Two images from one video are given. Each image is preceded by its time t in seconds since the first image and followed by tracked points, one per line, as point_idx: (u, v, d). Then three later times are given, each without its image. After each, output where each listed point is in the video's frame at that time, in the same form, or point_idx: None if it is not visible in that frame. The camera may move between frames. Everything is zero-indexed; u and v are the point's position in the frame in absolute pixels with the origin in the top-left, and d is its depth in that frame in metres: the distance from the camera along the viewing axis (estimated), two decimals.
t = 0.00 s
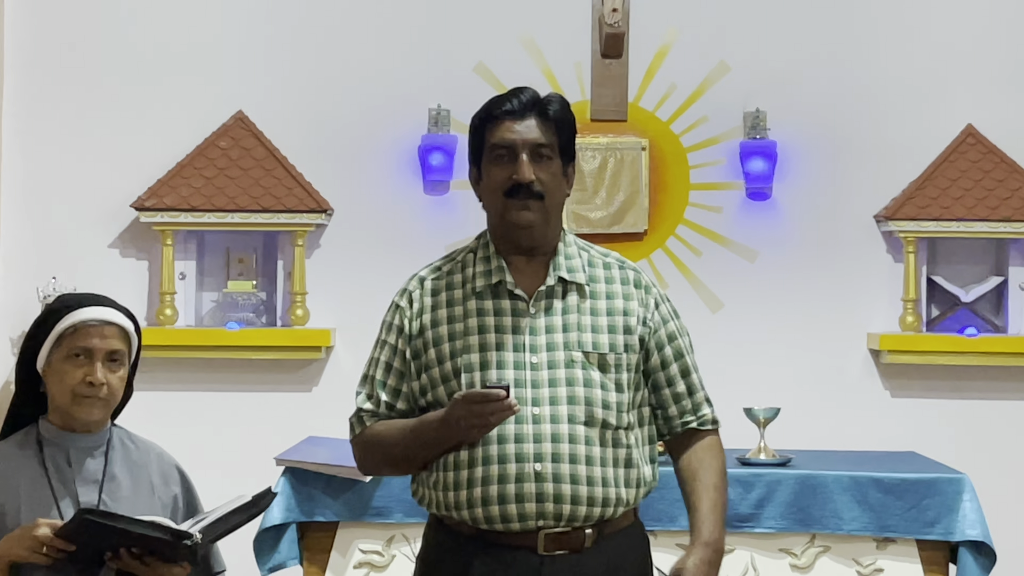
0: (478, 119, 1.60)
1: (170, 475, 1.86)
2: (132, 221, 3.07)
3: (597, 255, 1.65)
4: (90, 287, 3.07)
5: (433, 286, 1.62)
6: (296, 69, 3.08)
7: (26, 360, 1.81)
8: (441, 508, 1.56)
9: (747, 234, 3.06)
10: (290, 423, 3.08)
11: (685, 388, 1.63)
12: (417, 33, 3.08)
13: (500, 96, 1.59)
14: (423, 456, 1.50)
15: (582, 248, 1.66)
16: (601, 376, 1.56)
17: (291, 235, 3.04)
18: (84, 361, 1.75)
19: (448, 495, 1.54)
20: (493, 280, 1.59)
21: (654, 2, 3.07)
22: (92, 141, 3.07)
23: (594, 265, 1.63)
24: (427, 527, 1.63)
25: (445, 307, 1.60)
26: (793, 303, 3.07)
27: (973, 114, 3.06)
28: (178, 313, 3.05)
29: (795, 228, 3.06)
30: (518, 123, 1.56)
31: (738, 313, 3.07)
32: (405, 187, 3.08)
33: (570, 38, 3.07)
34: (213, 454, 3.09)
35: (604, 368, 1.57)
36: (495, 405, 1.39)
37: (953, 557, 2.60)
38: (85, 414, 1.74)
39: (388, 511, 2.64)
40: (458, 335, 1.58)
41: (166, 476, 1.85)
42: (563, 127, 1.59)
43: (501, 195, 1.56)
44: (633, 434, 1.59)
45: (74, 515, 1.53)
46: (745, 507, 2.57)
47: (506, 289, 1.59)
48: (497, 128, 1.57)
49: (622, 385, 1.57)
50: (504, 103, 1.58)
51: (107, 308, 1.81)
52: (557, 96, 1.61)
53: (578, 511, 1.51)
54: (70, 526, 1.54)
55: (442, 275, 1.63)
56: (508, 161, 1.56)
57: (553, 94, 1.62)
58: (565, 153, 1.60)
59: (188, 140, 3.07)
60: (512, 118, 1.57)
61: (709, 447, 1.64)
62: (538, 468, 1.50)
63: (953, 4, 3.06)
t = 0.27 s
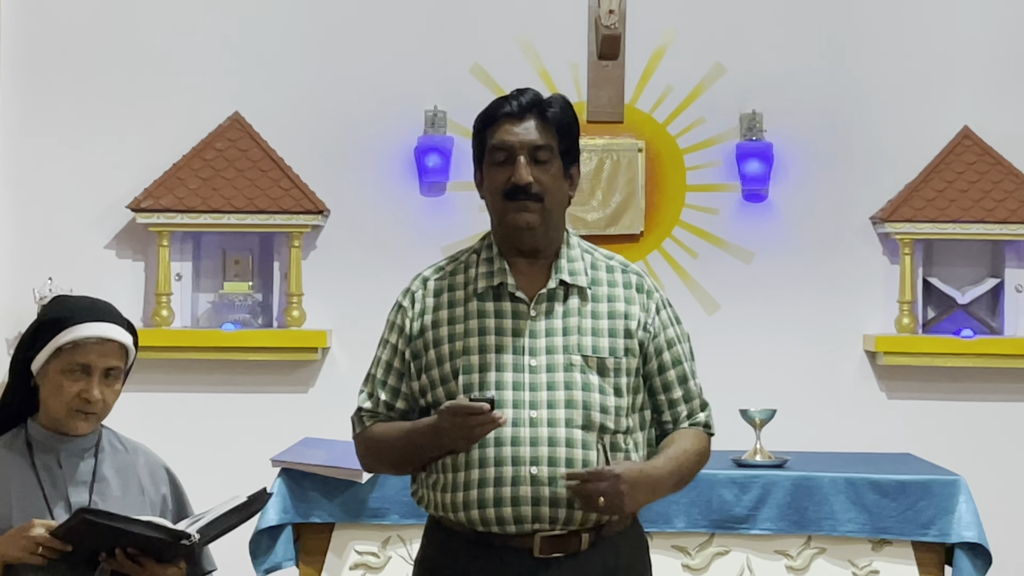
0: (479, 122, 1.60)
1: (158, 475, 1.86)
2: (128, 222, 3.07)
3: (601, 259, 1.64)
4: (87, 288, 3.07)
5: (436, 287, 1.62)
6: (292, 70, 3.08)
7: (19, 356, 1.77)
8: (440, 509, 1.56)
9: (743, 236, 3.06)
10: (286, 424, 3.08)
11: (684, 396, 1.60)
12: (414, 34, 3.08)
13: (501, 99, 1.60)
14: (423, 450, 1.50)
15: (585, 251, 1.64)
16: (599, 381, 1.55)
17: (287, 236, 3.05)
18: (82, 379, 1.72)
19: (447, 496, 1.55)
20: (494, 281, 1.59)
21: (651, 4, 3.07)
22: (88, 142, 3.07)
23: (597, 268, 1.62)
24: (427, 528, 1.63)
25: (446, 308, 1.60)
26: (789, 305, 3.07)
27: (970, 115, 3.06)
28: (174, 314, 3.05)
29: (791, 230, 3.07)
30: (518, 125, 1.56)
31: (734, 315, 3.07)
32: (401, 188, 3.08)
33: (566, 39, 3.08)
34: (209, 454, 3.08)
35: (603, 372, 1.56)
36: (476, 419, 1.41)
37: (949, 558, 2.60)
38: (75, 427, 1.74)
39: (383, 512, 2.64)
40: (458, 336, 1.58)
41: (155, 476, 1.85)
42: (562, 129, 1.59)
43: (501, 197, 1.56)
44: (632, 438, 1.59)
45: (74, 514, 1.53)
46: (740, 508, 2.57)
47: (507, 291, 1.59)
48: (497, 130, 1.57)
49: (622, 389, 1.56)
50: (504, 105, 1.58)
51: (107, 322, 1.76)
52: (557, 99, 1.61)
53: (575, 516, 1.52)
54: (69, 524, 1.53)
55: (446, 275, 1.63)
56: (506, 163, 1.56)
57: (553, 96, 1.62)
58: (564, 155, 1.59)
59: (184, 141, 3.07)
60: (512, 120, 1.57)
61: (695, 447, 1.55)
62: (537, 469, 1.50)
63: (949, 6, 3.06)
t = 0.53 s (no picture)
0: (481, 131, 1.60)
1: (151, 476, 1.88)
2: (125, 223, 3.07)
3: (603, 262, 1.64)
4: (84, 290, 3.07)
5: (440, 290, 1.63)
6: (290, 72, 3.08)
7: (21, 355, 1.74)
8: (440, 512, 1.56)
9: (740, 238, 3.07)
10: (283, 427, 3.09)
11: (684, 401, 1.59)
12: (411, 36, 3.08)
13: (499, 110, 1.58)
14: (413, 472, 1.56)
15: (588, 255, 1.65)
16: (597, 385, 1.56)
17: (285, 238, 3.05)
18: (87, 395, 1.71)
19: (445, 499, 1.55)
20: (493, 285, 1.59)
21: (648, 6, 3.07)
22: (86, 144, 3.07)
23: (599, 272, 1.62)
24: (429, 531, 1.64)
25: (447, 311, 1.60)
26: (786, 307, 3.07)
27: (967, 118, 3.06)
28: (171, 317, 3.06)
29: (788, 232, 3.07)
30: (503, 141, 1.55)
31: (731, 318, 3.07)
32: (399, 191, 3.08)
33: (564, 42, 3.08)
34: (206, 456, 3.09)
35: (601, 377, 1.56)
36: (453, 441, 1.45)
37: (946, 561, 2.60)
38: (73, 437, 1.74)
39: (380, 515, 2.64)
40: (458, 339, 1.58)
41: (148, 477, 1.87)
42: (548, 147, 1.55)
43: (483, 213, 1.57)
44: (630, 443, 1.58)
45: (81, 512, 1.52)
46: (737, 511, 2.57)
47: (506, 295, 1.59)
48: (487, 144, 1.57)
49: (620, 393, 1.57)
50: (495, 120, 1.57)
51: (118, 338, 1.73)
52: (553, 116, 1.56)
53: (571, 519, 1.52)
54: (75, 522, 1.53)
55: (450, 278, 1.63)
56: (489, 180, 1.56)
57: (551, 110, 1.56)
58: (553, 175, 1.55)
59: (181, 143, 3.08)
60: (499, 136, 1.55)
61: (689, 447, 1.54)
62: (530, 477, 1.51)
63: (947, 9, 3.06)
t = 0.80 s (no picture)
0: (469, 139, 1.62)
1: (146, 479, 1.89)
2: (123, 226, 3.07)
3: (612, 268, 1.63)
4: (82, 293, 3.07)
5: (449, 291, 1.65)
6: (288, 75, 3.08)
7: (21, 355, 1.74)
8: (444, 515, 1.60)
9: (738, 242, 3.07)
10: (281, 429, 3.09)
11: (690, 407, 1.57)
12: (409, 39, 3.09)
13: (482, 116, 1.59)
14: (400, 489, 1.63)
15: (596, 259, 1.64)
16: (599, 395, 1.56)
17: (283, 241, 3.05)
18: (88, 399, 1.71)
19: (450, 504, 1.58)
20: (499, 291, 1.61)
21: (646, 10, 3.08)
22: (83, 147, 3.07)
23: (607, 277, 1.62)
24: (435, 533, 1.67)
25: (456, 315, 1.63)
26: (783, 311, 3.07)
27: (964, 120, 3.06)
28: (169, 319, 3.05)
29: (786, 235, 3.07)
30: (487, 148, 1.56)
31: (729, 321, 3.07)
32: (397, 193, 3.09)
33: (562, 45, 3.08)
34: (204, 459, 3.09)
35: (603, 387, 1.56)
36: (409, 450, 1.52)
37: (943, 564, 2.61)
38: (71, 439, 1.74)
39: (378, 517, 2.64)
40: (464, 344, 1.61)
41: (143, 480, 1.88)
42: (531, 147, 1.55)
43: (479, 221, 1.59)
44: (634, 452, 1.58)
45: (90, 516, 1.54)
46: (734, 514, 2.57)
47: (511, 301, 1.60)
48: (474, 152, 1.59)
49: (626, 403, 1.56)
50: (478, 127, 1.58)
51: (118, 342, 1.74)
52: (532, 112, 1.56)
53: (570, 529, 1.53)
54: (83, 525, 1.54)
55: (459, 280, 1.65)
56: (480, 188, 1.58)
57: (531, 109, 1.56)
58: (540, 172, 1.55)
59: (179, 146, 3.07)
60: (482, 142, 1.57)
61: (692, 457, 1.54)
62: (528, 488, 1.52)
63: (945, 12, 3.07)
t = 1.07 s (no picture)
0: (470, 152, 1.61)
1: (144, 484, 1.89)
2: (122, 229, 3.07)
3: (618, 274, 1.62)
4: (81, 296, 3.07)
5: (460, 293, 1.66)
6: (287, 79, 3.08)
7: (20, 359, 1.73)
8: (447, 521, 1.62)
9: (737, 246, 3.07)
10: (281, 432, 3.09)
11: (694, 415, 1.56)
12: (408, 42, 3.09)
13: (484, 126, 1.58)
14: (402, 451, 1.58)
15: (602, 265, 1.64)
16: (602, 405, 1.56)
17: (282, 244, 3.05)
18: (88, 403, 1.71)
19: (454, 511, 1.59)
20: (505, 297, 1.61)
21: (645, 13, 3.08)
22: (83, 150, 3.07)
23: (612, 285, 1.61)
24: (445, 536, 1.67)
25: (466, 318, 1.63)
26: (782, 314, 3.07)
27: (964, 124, 3.07)
28: (167, 322, 3.04)
29: (785, 239, 3.07)
30: (493, 158, 1.55)
31: (728, 324, 3.08)
32: (396, 196, 3.09)
33: (561, 48, 3.08)
34: (203, 462, 3.09)
35: (606, 397, 1.56)
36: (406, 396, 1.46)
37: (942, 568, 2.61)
38: (69, 444, 1.74)
39: (377, 521, 2.64)
40: (471, 350, 1.62)
41: (142, 484, 1.89)
42: (538, 154, 1.54)
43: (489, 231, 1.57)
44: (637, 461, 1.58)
45: (97, 518, 1.54)
46: (733, 517, 2.58)
47: (517, 308, 1.61)
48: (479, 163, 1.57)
49: (629, 411, 1.57)
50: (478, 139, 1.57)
51: (117, 345, 1.74)
52: (532, 119, 1.55)
53: (571, 538, 1.54)
54: (92, 527, 1.55)
55: (469, 284, 1.66)
56: (487, 199, 1.56)
57: (534, 117, 1.56)
58: (549, 177, 1.55)
59: (179, 149, 3.08)
60: (487, 152, 1.56)
61: (695, 463, 1.52)
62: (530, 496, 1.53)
63: (943, 16, 3.07)
